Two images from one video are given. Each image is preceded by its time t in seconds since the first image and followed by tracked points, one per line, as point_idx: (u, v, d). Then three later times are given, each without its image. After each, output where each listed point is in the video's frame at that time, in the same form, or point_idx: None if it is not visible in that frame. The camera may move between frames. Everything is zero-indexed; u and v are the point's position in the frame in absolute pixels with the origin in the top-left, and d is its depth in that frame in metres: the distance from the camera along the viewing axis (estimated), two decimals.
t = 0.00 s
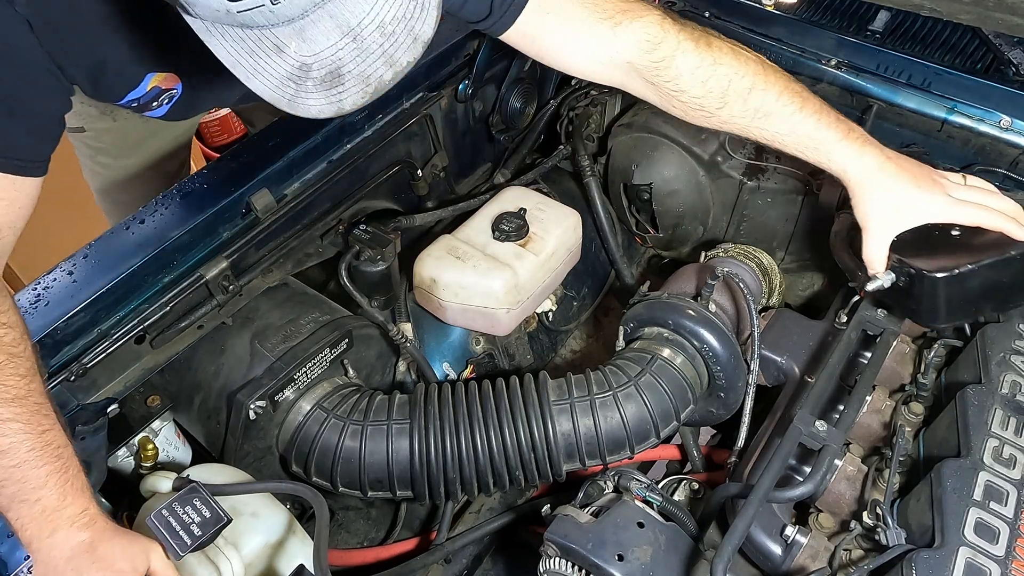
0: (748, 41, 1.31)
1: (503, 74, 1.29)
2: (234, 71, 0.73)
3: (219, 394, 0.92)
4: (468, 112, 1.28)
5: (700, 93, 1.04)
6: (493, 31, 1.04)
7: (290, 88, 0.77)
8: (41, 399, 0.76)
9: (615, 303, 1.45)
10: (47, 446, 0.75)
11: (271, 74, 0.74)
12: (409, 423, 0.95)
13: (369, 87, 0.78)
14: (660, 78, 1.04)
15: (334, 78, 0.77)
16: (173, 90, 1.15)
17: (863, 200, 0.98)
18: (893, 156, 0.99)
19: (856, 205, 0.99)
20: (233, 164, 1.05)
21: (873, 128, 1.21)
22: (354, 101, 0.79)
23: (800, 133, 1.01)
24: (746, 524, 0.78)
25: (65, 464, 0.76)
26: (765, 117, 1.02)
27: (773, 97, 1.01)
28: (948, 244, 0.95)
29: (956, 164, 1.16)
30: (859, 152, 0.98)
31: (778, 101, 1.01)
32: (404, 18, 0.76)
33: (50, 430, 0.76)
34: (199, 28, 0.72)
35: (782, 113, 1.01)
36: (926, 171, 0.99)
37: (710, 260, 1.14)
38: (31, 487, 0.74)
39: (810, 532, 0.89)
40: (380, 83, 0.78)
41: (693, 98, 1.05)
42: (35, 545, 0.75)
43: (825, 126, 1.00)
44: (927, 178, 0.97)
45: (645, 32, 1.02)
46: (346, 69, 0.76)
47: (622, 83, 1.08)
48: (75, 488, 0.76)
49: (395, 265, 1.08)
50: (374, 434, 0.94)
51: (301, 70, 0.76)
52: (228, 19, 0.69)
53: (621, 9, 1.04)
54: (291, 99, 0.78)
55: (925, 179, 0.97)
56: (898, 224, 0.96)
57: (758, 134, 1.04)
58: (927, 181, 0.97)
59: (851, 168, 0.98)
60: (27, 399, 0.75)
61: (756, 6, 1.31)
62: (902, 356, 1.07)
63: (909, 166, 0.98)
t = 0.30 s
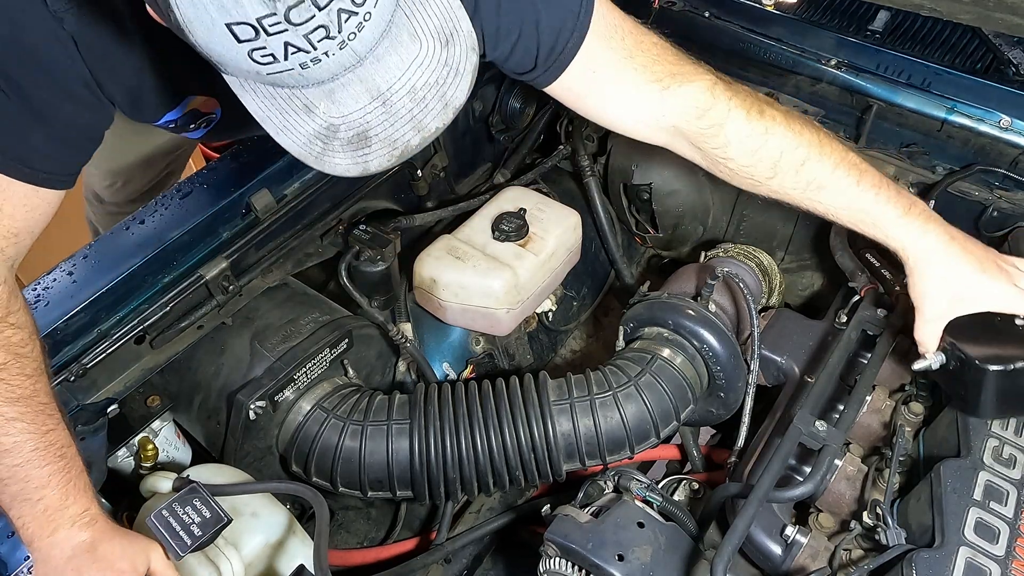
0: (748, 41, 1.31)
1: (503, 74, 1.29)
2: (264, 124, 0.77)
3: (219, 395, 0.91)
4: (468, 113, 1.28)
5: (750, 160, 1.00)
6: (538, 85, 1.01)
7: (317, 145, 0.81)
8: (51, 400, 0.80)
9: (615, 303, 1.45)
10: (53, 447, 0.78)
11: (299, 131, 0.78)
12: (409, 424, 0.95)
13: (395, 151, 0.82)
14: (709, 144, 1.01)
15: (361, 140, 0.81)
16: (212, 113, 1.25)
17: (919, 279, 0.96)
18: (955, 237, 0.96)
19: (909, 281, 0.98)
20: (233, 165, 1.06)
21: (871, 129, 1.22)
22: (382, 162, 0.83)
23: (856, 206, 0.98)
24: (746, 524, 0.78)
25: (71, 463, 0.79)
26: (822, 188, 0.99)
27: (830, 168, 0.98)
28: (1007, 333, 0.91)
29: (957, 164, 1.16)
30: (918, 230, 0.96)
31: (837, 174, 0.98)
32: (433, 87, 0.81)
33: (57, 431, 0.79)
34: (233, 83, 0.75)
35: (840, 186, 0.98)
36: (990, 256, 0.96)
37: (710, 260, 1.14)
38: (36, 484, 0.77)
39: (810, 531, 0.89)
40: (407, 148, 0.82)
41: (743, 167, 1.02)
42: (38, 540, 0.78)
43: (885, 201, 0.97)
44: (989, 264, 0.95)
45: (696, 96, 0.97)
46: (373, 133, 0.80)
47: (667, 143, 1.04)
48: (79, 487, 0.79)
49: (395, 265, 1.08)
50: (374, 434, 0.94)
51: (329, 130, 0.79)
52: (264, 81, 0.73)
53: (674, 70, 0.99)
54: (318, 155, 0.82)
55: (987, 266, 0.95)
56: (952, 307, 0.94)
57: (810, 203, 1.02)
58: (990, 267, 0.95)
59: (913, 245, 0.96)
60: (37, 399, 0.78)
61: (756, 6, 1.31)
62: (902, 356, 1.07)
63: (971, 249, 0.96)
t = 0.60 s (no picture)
0: (748, 41, 1.31)
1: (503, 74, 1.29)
2: (291, 188, 0.82)
3: (219, 395, 0.91)
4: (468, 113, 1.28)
5: (808, 201, 0.97)
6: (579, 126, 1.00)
7: (342, 212, 0.84)
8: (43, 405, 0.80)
9: (615, 303, 1.45)
10: (48, 450, 0.78)
11: (325, 198, 0.82)
12: (409, 424, 0.95)
13: (420, 222, 0.83)
14: (764, 184, 0.97)
15: (386, 210, 0.83)
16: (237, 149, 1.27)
17: (986, 311, 0.94)
18: None
19: (972, 314, 0.96)
20: (234, 167, 1.07)
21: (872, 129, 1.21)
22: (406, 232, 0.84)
23: (918, 239, 0.96)
24: (746, 524, 0.78)
25: (67, 465, 0.79)
26: (888, 224, 0.96)
27: (899, 204, 0.95)
28: None
29: (956, 164, 1.17)
30: (989, 260, 0.94)
31: (906, 208, 0.95)
32: (464, 162, 0.82)
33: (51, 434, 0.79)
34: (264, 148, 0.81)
35: (909, 222, 0.96)
36: None
37: (709, 260, 1.14)
38: (32, 487, 0.78)
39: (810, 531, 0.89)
40: (432, 222, 0.83)
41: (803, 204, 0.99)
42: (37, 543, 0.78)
43: (956, 234, 0.95)
44: None
45: (753, 133, 0.94)
46: (398, 205, 0.82)
47: (718, 180, 1.01)
48: (77, 489, 0.79)
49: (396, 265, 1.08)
50: (374, 434, 0.94)
51: (355, 199, 0.82)
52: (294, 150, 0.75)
53: (724, 108, 0.96)
54: (343, 221, 0.85)
55: None
56: (1018, 340, 0.93)
57: (874, 239, 0.99)
58: None
59: (985, 278, 0.94)
60: (28, 404, 0.79)
61: (756, 6, 1.31)
62: (902, 355, 1.07)
63: None
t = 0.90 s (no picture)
0: (748, 41, 1.31)
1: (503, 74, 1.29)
2: (315, 228, 0.84)
3: (219, 395, 0.91)
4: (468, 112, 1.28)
5: (847, 219, 0.99)
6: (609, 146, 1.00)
7: (365, 254, 0.84)
8: (37, 410, 0.80)
9: (615, 303, 1.45)
10: (42, 455, 0.78)
11: (349, 238, 0.83)
12: (410, 424, 0.95)
13: (444, 269, 0.83)
14: (802, 202, 0.99)
15: (410, 256, 0.83)
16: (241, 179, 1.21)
17: None
18: None
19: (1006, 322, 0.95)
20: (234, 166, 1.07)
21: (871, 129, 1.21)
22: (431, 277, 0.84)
23: (961, 256, 0.98)
24: (746, 524, 0.78)
25: (63, 470, 0.79)
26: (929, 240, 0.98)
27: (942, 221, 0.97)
28: None
29: (957, 163, 1.17)
30: None
31: (948, 226, 0.97)
32: (491, 210, 0.82)
33: (46, 439, 0.79)
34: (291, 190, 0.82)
35: (950, 238, 0.97)
36: None
37: (709, 260, 1.14)
38: (28, 491, 0.78)
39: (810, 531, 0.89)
40: (456, 268, 0.83)
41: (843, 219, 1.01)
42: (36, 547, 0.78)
43: (998, 249, 0.96)
44: None
45: (792, 155, 0.95)
46: (422, 251, 0.82)
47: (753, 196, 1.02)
48: (74, 493, 0.79)
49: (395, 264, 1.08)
50: (374, 434, 0.94)
51: (379, 242, 0.83)
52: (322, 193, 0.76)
53: (761, 127, 0.97)
54: (365, 263, 0.85)
55: None
56: None
57: (917, 253, 1.01)
58: None
59: None
60: (21, 410, 0.79)
61: (756, 6, 1.31)
62: (902, 355, 1.07)
63: None
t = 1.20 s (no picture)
0: (748, 41, 1.31)
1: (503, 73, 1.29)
2: (326, 238, 0.83)
3: (219, 395, 0.91)
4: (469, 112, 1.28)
5: (850, 221, 0.99)
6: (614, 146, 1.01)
7: (376, 263, 0.83)
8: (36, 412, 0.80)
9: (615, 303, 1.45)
10: (41, 455, 0.78)
11: (360, 249, 0.82)
12: (410, 424, 0.95)
13: (457, 278, 0.84)
14: (806, 203, 0.99)
15: (423, 264, 0.83)
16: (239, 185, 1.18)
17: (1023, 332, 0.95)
18: None
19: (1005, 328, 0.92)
20: (234, 165, 1.07)
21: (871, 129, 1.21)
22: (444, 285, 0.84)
23: (960, 260, 0.98)
24: (746, 524, 0.78)
25: (63, 471, 0.79)
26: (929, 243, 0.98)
27: (943, 227, 0.96)
28: None
29: (956, 163, 1.17)
30: None
31: (948, 232, 0.96)
32: (504, 218, 0.82)
33: (45, 439, 0.79)
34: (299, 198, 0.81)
35: (950, 243, 0.97)
36: None
37: (709, 260, 1.14)
38: (27, 492, 0.78)
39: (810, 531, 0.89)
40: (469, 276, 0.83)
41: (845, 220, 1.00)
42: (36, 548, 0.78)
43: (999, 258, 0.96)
44: None
45: (795, 158, 0.95)
46: (435, 259, 0.82)
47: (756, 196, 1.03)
48: (73, 494, 0.78)
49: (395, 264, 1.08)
50: (374, 434, 0.94)
51: (392, 251, 0.82)
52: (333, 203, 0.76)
53: (767, 129, 0.97)
54: (377, 272, 0.84)
55: None
56: None
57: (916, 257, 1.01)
58: None
59: None
60: (21, 412, 0.79)
61: (755, 6, 1.32)
62: (902, 355, 1.07)
63: None
